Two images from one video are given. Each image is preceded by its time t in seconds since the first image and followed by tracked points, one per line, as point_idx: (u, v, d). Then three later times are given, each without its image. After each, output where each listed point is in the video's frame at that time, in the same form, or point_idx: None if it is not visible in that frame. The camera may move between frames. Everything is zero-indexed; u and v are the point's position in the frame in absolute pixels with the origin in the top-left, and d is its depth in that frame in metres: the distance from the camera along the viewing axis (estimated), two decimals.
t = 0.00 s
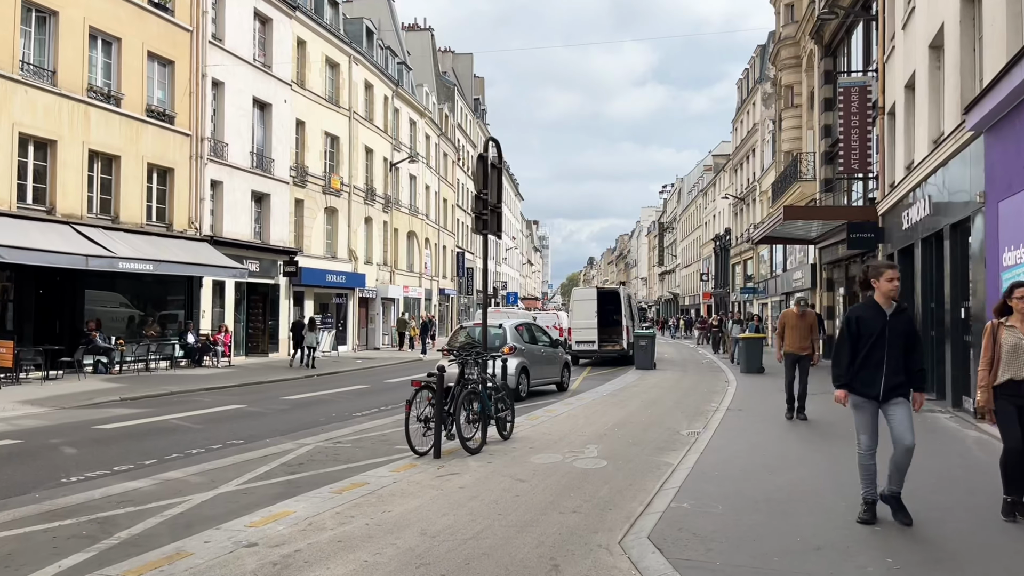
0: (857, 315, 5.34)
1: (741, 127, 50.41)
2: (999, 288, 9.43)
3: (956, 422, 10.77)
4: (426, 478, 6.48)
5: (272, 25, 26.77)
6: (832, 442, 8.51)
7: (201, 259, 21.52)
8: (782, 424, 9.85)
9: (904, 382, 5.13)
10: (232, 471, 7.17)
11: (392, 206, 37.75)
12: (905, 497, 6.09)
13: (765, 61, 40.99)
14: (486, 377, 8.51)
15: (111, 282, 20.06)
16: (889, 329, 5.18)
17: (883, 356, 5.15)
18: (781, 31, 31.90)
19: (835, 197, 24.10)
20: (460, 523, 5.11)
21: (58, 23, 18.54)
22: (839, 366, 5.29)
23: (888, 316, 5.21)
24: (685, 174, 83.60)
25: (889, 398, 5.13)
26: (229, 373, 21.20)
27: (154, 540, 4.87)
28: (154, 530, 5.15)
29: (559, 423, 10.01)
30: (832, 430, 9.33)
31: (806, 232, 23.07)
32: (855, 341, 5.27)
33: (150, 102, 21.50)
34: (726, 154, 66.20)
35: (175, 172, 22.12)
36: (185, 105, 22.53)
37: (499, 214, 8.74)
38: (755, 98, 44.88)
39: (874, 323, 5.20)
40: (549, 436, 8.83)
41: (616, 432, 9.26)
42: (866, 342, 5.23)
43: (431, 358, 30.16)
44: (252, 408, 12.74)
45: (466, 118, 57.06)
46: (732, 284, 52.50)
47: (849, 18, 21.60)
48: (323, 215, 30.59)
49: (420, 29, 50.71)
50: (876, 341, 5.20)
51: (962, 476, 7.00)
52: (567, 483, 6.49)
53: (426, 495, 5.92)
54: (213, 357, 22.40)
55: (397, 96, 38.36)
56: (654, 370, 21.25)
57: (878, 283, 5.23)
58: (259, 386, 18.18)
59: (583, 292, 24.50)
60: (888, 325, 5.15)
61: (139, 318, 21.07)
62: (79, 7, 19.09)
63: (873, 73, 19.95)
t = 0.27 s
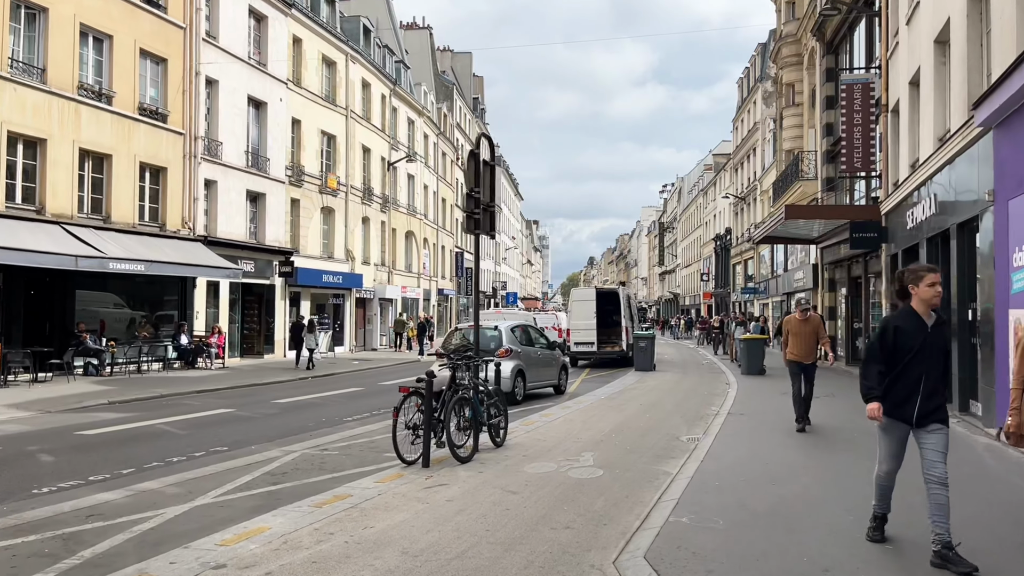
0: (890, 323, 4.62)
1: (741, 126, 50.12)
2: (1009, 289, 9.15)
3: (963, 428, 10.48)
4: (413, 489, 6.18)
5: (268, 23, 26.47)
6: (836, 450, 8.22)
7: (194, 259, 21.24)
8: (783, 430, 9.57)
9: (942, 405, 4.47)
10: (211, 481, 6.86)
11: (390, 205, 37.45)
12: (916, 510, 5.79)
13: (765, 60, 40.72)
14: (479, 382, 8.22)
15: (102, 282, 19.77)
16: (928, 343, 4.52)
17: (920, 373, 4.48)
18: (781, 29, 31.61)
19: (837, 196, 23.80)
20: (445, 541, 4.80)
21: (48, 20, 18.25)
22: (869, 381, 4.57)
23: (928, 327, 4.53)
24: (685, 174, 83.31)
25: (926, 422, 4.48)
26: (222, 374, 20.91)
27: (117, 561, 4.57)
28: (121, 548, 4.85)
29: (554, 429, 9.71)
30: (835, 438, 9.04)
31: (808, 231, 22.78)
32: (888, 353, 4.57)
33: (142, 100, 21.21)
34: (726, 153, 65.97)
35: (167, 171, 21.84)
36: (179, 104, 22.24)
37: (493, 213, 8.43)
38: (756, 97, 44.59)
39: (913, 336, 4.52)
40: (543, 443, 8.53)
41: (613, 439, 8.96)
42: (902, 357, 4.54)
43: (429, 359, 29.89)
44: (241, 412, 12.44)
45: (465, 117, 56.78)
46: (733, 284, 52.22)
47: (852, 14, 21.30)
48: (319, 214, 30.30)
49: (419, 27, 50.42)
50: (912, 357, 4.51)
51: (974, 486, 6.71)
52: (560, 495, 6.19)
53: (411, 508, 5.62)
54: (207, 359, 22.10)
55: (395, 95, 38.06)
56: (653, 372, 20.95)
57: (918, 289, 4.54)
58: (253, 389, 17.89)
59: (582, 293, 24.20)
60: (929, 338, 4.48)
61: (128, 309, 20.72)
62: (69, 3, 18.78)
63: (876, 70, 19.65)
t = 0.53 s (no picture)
0: (935, 309, 3.99)
1: (742, 125, 49.84)
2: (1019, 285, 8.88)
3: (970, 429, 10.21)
4: (399, 495, 5.89)
5: (264, 19, 26.20)
6: (841, 454, 7.94)
7: (188, 258, 20.97)
8: (786, 432, 9.28)
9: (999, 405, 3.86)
10: (190, 486, 6.57)
11: (388, 204, 37.19)
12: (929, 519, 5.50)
13: (766, 58, 40.45)
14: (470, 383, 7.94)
15: (95, 281, 19.48)
16: (978, 332, 3.90)
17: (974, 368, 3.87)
18: (782, 26, 31.34)
19: (839, 194, 23.53)
20: (430, 552, 4.51)
21: (38, 15, 17.96)
22: (916, 379, 3.93)
23: (980, 313, 3.92)
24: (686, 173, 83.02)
25: (987, 423, 3.87)
26: (217, 374, 20.64)
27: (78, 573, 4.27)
28: (84, 559, 4.56)
29: (550, 430, 9.41)
30: (839, 441, 8.76)
31: (810, 229, 22.49)
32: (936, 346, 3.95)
33: (136, 96, 20.93)
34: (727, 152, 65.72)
35: (161, 169, 21.56)
36: (173, 100, 21.97)
37: (486, 207, 8.13)
38: (756, 95, 44.30)
39: (965, 324, 3.90)
40: (539, 445, 8.25)
41: (611, 441, 8.67)
42: (951, 348, 3.92)
43: (427, 359, 29.63)
44: (230, 413, 12.16)
45: (465, 116, 56.51)
46: (734, 283, 51.94)
47: (854, 9, 21.03)
48: (316, 213, 30.03)
49: (418, 26, 50.16)
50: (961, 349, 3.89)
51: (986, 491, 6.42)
52: (554, 500, 5.90)
53: (396, 515, 5.33)
54: (201, 359, 21.82)
55: (394, 93, 37.79)
56: (654, 372, 20.66)
57: (967, 271, 3.94)
58: (246, 389, 17.61)
59: (581, 292, 23.91)
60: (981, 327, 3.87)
61: (122, 309, 20.42)
62: None
63: (879, 66, 19.35)
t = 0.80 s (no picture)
0: (984, 322, 3.49)
1: (742, 124, 49.58)
2: None
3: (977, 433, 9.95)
4: (381, 506, 5.59)
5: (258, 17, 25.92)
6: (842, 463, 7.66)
7: (180, 258, 20.68)
8: (787, 438, 8.99)
9: None
10: (165, 496, 6.30)
11: (385, 204, 36.91)
12: (937, 535, 5.23)
13: (766, 56, 40.19)
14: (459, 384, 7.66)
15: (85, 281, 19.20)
16: None
17: None
18: (782, 24, 31.08)
19: (840, 193, 23.26)
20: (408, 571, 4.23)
21: (27, 11, 17.66)
22: (954, 405, 3.50)
23: None
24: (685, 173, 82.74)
25: None
26: (210, 376, 20.31)
27: None
28: None
29: (545, 436, 9.11)
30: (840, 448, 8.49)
31: (810, 229, 22.23)
32: (982, 366, 3.47)
33: (127, 94, 20.65)
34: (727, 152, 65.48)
35: (153, 168, 21.25)
36: (165, 99, 21.69)
37: (477, 205, 7.91)
38: (756, 94, 44.04)
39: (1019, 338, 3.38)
40: (531, 452, 7.95)
41: (607, 447, 8.37)
42: (999, 369, 3.43)
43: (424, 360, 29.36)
44: (216, 417, 11.86)
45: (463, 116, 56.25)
46: (734, 283, 51.65)
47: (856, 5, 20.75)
48: (312, 213, 29.73)
49: (416, 25, 49.88)
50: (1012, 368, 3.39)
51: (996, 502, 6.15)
52: (544, 512, 5.61)
53: (376, 529, 5.05)
54: (193, 361, 21.51)
55: (391, 92, 37.48)
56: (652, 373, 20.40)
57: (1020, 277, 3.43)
58: (238, 391, 17.34)
59: (579, 292, 23.63)
60: None
61: (114, 310, 20.14)
62: None
63: (880, 62, 19.06)
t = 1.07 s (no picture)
0: None
1: (742, 123, 49.30)
2: None
3: (983, 435, 9.70)
4: (361, 513, 5.33)
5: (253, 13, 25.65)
6: (844, 466, 7.41)
7: (173, 256, 20.43)
8: (787, 441, 8.73)
9: None
10: (138, 502, 6.03)
11: (383, 203, 36.65)
12: (945, 543, 4.97)
13: (767, 54, 39.91)
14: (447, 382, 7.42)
15: (75, 280, 18.97)
16: None
17: None
18: (783, 20, 30.79)
19: (841, 191, 22.98)
20: None
21: (17, 6, 17.40)
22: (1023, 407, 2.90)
23: None
24: (686, 172, 82.39)
25: None
26: (203, 376, 20.06)
27: None
28: None
29: (537, 437, 8.84)
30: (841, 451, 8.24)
31: (811, 227, 21.97)
32: None
33: (119, 91, 20.39)
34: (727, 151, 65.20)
35: (146, 165, 20.99)
36: (158, 95, 21.44)
37: (467, 199, 7.62)
38: (757, 92, 43.75)
39: None
40: (523, 454, 7.68)
41: (601, 449, 8.10)
42: None
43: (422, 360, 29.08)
44: (204, 417, 11.61)
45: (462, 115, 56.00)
46: (734, 283, 51.38)
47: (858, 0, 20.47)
48: (309, 212, 29.48)
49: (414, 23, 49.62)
50: None
51: (1005, 507, 5.89)
52: (532, 519, 5.34)
53: (354, 538, 4.79)
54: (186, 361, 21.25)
55: (388, 90, 37.20)
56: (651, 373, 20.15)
57: None
58: (231, 391, 17.10)
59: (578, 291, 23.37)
60: None
61: (110, 309, 20.02)
62: None
63: (882, 57, 18.77)
